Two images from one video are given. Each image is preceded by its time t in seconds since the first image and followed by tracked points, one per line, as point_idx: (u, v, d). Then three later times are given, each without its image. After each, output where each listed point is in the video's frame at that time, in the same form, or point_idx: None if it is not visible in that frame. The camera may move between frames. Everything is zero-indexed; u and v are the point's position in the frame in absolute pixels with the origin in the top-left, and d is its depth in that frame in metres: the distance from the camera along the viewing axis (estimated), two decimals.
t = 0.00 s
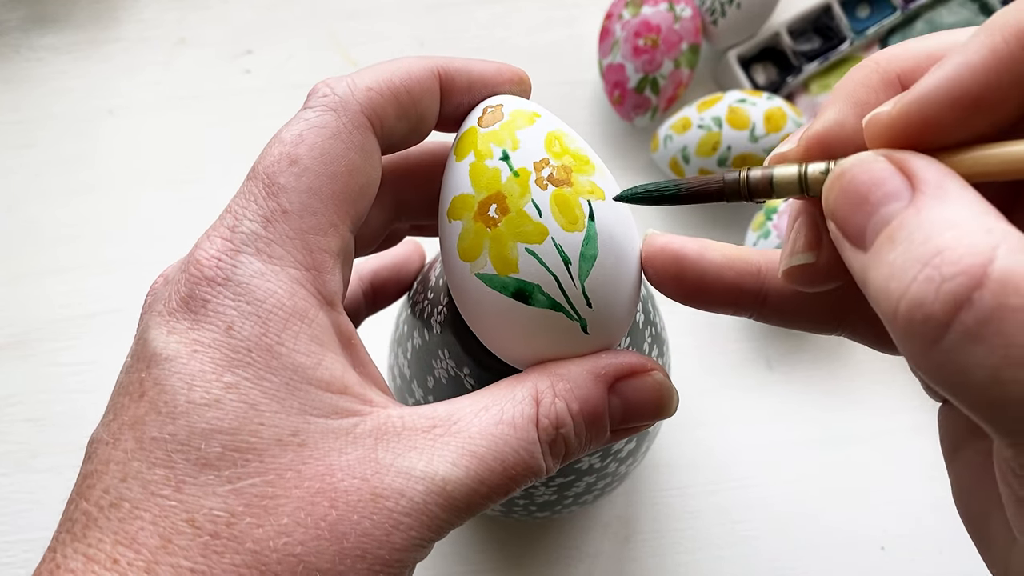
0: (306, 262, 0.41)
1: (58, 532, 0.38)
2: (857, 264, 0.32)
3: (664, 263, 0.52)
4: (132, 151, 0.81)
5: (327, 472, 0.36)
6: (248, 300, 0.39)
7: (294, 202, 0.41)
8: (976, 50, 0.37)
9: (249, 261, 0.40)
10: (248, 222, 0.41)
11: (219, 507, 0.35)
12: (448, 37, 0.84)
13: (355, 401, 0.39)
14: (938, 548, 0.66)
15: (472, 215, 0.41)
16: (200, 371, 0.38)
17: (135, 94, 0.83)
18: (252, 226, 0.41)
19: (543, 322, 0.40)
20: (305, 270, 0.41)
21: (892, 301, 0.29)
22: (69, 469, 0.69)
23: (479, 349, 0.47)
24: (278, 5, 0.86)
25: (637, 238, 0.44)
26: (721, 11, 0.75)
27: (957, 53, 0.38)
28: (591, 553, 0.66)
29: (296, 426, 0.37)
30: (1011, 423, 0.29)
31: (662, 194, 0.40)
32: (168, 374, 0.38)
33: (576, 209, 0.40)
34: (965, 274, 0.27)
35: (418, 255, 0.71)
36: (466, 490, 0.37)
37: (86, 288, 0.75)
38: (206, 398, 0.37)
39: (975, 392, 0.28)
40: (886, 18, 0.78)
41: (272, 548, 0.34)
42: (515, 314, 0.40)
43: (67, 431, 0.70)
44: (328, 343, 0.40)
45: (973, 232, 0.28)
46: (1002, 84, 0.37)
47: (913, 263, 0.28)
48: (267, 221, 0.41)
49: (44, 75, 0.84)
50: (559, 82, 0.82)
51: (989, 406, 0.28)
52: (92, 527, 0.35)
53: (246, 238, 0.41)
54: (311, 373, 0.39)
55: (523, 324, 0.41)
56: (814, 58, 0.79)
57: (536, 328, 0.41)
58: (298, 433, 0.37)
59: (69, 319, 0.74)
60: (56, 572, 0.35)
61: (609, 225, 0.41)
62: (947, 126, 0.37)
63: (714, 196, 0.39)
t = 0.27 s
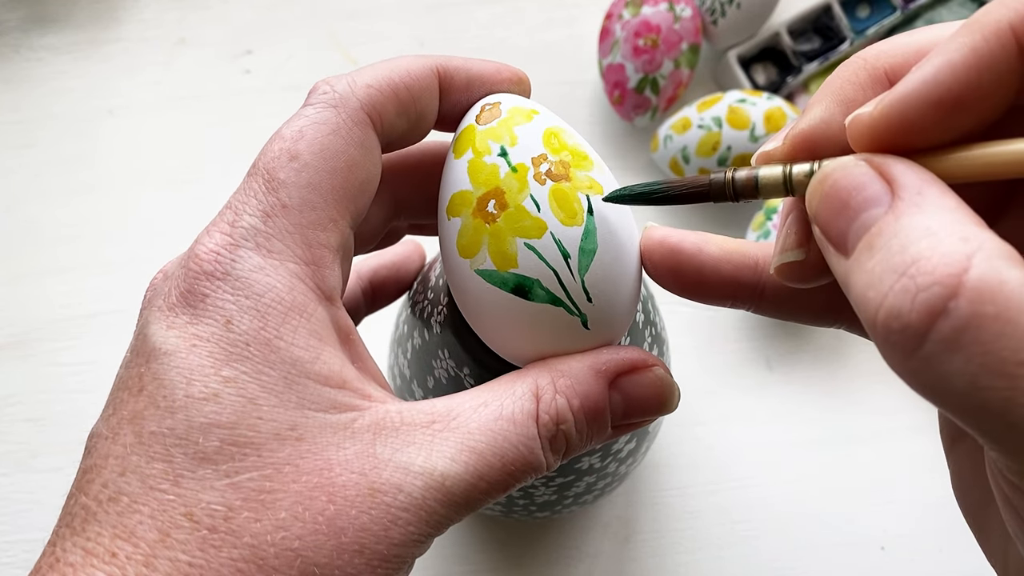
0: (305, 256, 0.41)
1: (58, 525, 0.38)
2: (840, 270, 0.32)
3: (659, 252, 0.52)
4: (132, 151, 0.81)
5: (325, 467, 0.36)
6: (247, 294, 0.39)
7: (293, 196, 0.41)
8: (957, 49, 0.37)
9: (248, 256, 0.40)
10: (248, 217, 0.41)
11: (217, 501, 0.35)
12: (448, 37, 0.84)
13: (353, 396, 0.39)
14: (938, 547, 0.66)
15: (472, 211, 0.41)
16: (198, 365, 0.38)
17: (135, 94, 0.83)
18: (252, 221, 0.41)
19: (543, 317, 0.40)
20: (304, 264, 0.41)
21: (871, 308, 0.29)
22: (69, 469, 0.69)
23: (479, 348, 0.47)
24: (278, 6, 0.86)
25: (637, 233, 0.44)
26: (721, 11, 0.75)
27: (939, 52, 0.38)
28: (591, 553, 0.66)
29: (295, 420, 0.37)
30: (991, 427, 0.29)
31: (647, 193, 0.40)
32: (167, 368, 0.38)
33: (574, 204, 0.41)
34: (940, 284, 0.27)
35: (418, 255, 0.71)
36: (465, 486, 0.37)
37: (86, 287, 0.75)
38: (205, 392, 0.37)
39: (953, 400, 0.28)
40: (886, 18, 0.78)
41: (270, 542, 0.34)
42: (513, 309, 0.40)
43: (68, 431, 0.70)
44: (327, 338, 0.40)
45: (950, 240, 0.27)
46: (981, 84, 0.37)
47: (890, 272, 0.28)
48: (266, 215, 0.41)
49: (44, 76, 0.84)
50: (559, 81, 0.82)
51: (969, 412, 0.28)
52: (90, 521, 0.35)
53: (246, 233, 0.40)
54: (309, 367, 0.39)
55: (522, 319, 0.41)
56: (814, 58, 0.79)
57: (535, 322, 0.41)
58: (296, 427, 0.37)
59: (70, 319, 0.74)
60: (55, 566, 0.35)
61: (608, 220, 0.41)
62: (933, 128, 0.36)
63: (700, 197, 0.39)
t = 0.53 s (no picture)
0: (305, 255, 0.41)
1: (56, 523, 0.37)
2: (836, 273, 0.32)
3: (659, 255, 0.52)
4: (132, 151, 0.81)
5: (323, 465, 0.36)
6: (247, 292, 0.39)
7: (293, 194, 0.41)
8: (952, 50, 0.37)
9: (248, 254, 0.40)
10: (248, 215, 0.41)
11: (215, 499, 0.35)
12: (448, 37, 0.84)
13: (352, 394, 0.39)
14: (938, 547, 0.66)
15: (471, 211, 0.41)
16: (197, 363, 0.38)
17: (135, 94, 0.83)
18: (252, 219, 0.41)
19: (541, 317, 0.40)
20: (304, 263, 0.41)
21: (867, 310, 0.29)
22: (69, 469, 0.69)
23: (479, 349, 0.47)
24: (278, 6, 0.86)
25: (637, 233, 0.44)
26: (721, 11, 0.75)
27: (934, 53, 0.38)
28: (591, 553, 0.66)
29: (293, 419, 0.37)
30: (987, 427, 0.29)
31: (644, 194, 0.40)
32: (165, 366, 0.38)
33: (574, 204, 0.40)
34: (936, 284, 0.27)
35: (418, 255, 0.71)
36: (464, 485, 0.37)
37: (86, 287, 0.75)
38: (204, 390, 0.37)
39: (948, 400, 0.28)
40: (886, 18, 0.78)
41: (267, 541, 0.34)
42: (511, 308, 0.40)
43: (68, 430, 0.70)
44: (326, 336, 0.40)
45: (945, 240, 0.27)
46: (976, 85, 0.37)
47: (886, 273, 0.28)
48: (266, 214, 0.41)
49: (44, 76, 0.84)
50: (559, 81, 0.82)
51: (963, 411, 0.28)
52: (88, 519, 0.35)
53: (246, 231, 0.40)
54: (309, 365, 0.39)
55: (520, 318, 0.41)
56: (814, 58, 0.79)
57: (533, 322, 0.41)
58: (294, 425, 0.37)
59: (70, 319, 0.74)
60: (53, 564, 0.35)
61: (607, 221, 0.41)
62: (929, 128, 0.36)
63: (697, 197, 0.39)
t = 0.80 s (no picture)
0: (305, 253, 0.41)
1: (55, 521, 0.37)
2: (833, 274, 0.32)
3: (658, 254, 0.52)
4: (132, 151, 0.81)
5: (322, 463, 0.36)
6: (246, 291, 0.39)
7: (294, 193, 0.41)
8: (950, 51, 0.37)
9: (247, 252, 0.40)
10: (248, 214, 0.41)
11: (213, 497, 0.35)
12: (448, 37, 0.84)
13: (352, 393, 0.39)
14: (939, 548, 0.66)
15: (471, 210, 0.41)
16: (196, 361, 0.38)
17: (135, 94, 0.83)
18: (252, 217, 0.41)
19: (541, 316, 0.40)
20: (304, 262, 0.41)
21: (863, 311, 0.29)
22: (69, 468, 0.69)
23: (479, 348, 0.47)
24: (279, 6, 0.86)
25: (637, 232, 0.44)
26: (721, 11, 0.75)
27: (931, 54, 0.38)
28: (590, 553, 0.66)
29: (292, 417, 0.37)
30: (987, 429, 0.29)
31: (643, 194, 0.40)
32: (164, 364, 0.38)
33: (574, 203, 0.40)
34: (932, 286, 0.27)
35: (418, 255, 0.71)
36: (463, 484, 0.37)
37: (86, 287, 0.75)
38: (203, 388, 0.37)
39: (946, 401, 0.28)
40: (886, 18, 0.78)
41: (266, 539, 0.34)
42: (510, 307, 0.40)
43: (67, 430, 0.70)
44: (326, 335, 0.40)
45: (942, 242, 0.27)
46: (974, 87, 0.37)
47: (882, 275, 0.28)
48: (266, 212, 0.41)
49: (44, 75, 0.84)
50: (559, 81, 0.82)
51: (961, 413, 0.28)
52: (86, 516, 0.35)
53: (246, 229, 0.40)
54: (308, 364, 0.39)
55: (519, 318, 0.41)
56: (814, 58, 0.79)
57: (532, 321, 0.41)
58: (293, 423, 0.37)
59: (69, 319, 0.74)
60: (51, 561, 0.35)
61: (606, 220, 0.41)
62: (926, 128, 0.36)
63: (696, 198, 0.39)
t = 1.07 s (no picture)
0: (304, 254, 0.41)
1: (55, 521, 0.37)
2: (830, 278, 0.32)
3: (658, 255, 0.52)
4: (132, 151, 0.81)
5: (322, 464, 0.36)
6: (245, 292, 0.39)
7: (293, 194, 0.41)
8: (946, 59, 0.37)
9: (246, 253, 0.40)
10: (248, 214, 0.41)
11: (212, 498, 0.35)
12: (448, 37, 0.84)
13: (351, 393, 0.39)
14: (938, 548, 0.66)
15: (471, 211, 0.41)
16: (195, 361, 0.38)
17: (135, 94, 0.83)
18: (251, 218, 0.41)
19: (540, 317, 0.40)
20: (303, 262, 0.41)
21: (858, 314, 0.29)
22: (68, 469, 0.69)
23: (480, 349, 0.47)
24: (279, 5, 0.86)
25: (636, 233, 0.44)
26: (721, 11, 0.75)
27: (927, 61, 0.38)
28: (590, 553, 0.66)
29: (291, 418, 0.37)
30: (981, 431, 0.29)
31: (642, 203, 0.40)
32: (164, 364, 0.38)
33: (573, 205, 0.40)
34: (927, 289, 0.27)
35: (418, 255, 0.71)
36: (461, 485, 0.37)
37: (85, 288, 0.75)
38: (202, 389, 0.37)
39: (941, 403, 0.28)
40: (886, 18, 0.78)
41: (265, 540, 0.34)
42: (509, 308, 0.40)
43: (67, 430, 0.70)
44: (325, 335, 0.40)
45: (936, 246, 0.27)
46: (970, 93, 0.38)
47: (877, 278, 0.28)
48: (266, 213, 0.41)
49: (44, 76, 0.84)
50: (559, 81, 0.82)
51: (956, 415, 0.28)
52: (86, 517, 0.35)
53: (245, 230, 0.40)
54: (307, 365, 0.39)
55: (519, 318, 0.41)
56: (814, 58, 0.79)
57: (532, 322, 0.41)
58: (292, 424, 0.37)
59: (69, 319, 0.74)
60: (50, 562, 0.35)
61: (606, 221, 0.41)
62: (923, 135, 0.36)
63: (696, 206, 0.39)
